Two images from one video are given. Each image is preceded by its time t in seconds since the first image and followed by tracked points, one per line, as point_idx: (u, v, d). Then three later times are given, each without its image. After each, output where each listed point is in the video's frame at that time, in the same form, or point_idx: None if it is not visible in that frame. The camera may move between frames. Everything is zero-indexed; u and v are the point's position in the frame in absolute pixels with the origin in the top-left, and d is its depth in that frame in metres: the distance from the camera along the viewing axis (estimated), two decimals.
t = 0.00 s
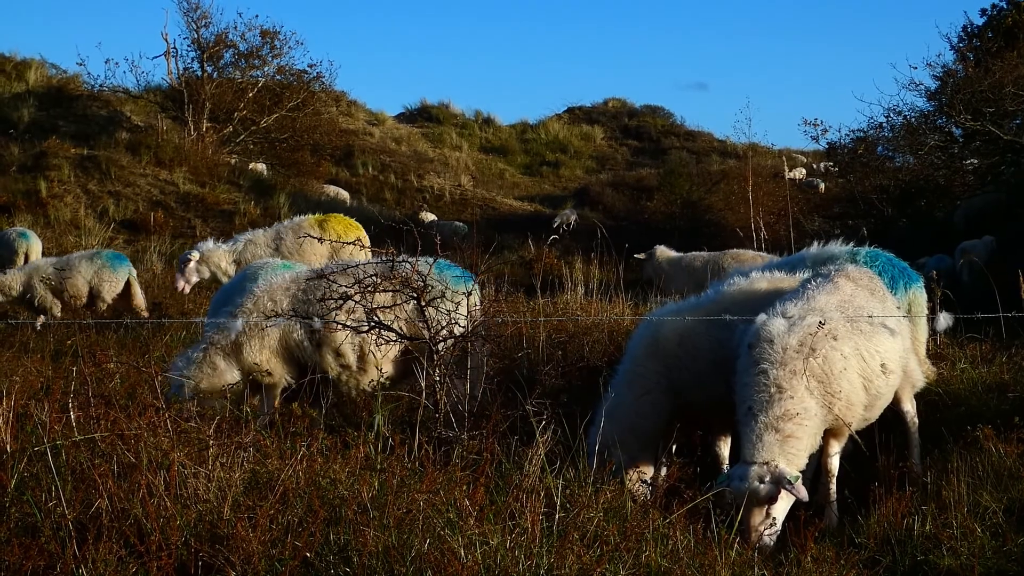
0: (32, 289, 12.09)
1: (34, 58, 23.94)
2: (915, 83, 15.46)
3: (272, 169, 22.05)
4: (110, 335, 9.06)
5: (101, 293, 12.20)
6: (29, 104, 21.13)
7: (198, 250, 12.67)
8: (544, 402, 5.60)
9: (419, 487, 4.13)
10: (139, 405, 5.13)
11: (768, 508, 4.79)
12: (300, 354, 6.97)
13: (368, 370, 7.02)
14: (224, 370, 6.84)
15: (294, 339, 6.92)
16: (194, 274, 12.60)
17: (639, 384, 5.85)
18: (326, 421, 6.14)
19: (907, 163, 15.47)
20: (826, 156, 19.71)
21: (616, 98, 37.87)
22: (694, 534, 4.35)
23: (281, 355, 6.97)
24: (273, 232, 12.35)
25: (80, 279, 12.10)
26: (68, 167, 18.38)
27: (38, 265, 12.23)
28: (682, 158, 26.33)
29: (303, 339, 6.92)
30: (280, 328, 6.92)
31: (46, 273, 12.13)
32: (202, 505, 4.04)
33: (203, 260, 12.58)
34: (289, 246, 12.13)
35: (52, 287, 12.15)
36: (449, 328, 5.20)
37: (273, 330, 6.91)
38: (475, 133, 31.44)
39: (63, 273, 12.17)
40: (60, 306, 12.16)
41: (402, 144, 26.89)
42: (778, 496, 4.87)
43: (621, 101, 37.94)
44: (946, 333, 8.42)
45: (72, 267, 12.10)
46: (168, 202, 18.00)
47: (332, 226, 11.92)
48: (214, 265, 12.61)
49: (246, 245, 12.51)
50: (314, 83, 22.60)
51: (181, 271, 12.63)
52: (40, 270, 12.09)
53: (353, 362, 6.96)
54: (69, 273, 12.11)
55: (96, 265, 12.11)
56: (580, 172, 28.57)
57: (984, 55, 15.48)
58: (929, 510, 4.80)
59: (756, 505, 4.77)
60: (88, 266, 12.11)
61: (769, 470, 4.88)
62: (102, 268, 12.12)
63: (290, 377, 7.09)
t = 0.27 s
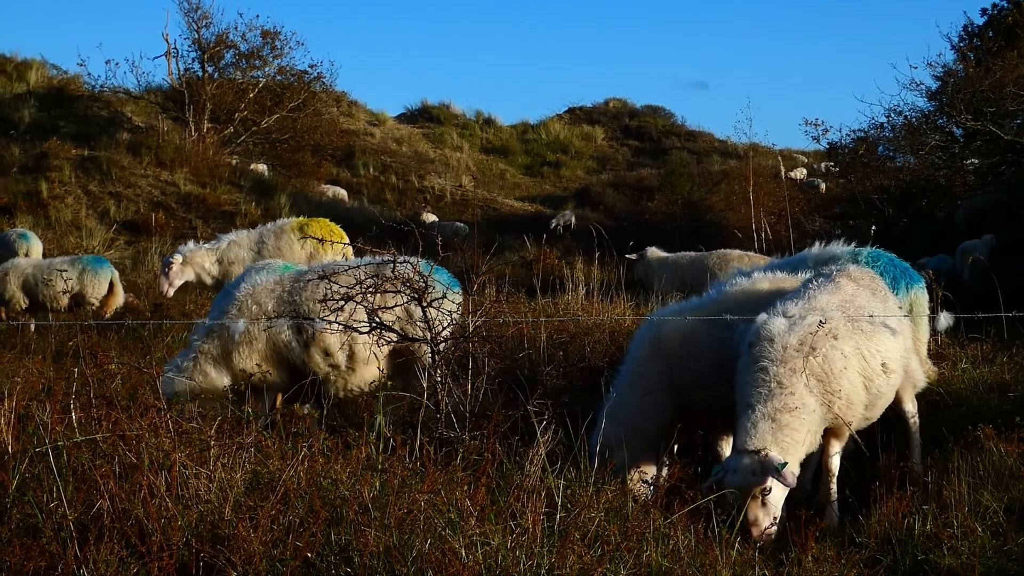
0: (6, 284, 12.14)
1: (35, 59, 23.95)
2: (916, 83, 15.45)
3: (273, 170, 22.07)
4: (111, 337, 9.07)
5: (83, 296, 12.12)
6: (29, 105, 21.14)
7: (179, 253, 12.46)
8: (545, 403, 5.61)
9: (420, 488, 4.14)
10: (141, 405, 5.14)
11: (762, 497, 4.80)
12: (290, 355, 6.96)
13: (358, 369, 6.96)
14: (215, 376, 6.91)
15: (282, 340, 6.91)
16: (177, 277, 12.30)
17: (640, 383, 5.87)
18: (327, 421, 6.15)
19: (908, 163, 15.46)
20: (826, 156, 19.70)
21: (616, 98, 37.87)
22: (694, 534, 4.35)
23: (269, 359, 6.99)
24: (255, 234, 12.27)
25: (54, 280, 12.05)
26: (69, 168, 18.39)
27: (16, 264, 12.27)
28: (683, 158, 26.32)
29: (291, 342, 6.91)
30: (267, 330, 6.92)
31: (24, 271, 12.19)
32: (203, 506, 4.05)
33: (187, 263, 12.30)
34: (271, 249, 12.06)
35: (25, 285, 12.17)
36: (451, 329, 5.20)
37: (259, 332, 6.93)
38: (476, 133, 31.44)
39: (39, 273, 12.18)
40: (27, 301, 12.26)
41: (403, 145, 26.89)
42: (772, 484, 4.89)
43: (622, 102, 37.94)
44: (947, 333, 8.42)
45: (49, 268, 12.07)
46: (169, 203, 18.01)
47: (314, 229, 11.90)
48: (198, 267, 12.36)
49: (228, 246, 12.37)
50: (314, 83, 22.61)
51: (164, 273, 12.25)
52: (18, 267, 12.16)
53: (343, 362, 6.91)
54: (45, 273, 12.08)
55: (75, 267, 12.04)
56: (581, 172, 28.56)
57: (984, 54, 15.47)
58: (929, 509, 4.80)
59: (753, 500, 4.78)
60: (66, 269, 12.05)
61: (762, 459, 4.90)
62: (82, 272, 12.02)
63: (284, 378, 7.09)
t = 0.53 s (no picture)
0: None
1: (35, 58, 23.95)
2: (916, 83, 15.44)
3: (273, 169, 22.08)
4: (111, 338, 9.07)
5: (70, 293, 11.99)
6: (30, 105, 21.14)
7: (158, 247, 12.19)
8: (545, 404, 5.61)
9: (420, 488, 4.14)
10: (141, 405, 5.14)
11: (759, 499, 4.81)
12: (283, 357, 6.93)
13: (350, 370, 6.94)
14: (210, 380, 6.89)
15: (273, 341, 6.87)
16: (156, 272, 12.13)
17: (642, 384, 5.87)
18: (327, 421, 6.15)
19: (908, 163, 15.45)
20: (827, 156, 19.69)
21: (617, 98, 37.86)
22: (694, 534, 4.36)
23: (264, 361, 6.95)
24: (238, 234, 11.98)
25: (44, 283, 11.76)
26: (69, 167, 18.38)
27: None
28: (683, 158, 26.31)
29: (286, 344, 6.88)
30: (261, 332, 6.88)
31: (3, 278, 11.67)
32: (204, 506, 4.05)
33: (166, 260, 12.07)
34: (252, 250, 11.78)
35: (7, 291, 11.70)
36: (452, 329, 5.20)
37: (252, 335, 6.89)
38: (477, 133, 31.44)
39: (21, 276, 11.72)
40: (8, 307, 11.79)
41: (403, 144, 26.88)
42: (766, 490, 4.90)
43: (622, 101, 37.93)
44: (947, 334, 8.41)
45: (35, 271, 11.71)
46: (170, 203, 18.02)
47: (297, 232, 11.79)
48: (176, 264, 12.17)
49: (209, 242, 12.05)
50: (315, 83, 22.60)
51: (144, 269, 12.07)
52: None
53: (336, 363, 6.89)
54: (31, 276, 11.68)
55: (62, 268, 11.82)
56: (581, 172, 28.56)
57: (985, 55, 15.46)
58: (929, 510, 4.80)
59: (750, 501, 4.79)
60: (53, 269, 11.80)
61: (759, 462, 4.91)
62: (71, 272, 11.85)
63: (280, 378, 7.07)
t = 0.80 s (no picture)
0: None
1: (36, 59, 23.96)
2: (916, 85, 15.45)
3: (273, 171, 22.10)
4: (111, 339, 9.08)
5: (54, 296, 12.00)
6: (30, 105, 21.16)
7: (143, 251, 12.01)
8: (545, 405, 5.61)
9: (419, 488, 4.15)
10: (141, 405, 5.15)
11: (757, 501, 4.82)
12: (279, 359, 6.94)
13: (347, 372, 6.95)
14: (207, 381, 6.89)
15: (271, 344, 6.88)
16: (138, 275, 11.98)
17: (643, 385, 5.87)
18: (326, 422, 6.16)
19: (908, 166, 15.46)
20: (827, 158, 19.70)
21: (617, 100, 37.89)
22: (693, 535, 4.36)
23: (262, 362, 6.95)
24: (218, 241, 12.09)
25: (27, 285, 11.92)
26: (69, 168, 18.38)
27: None
28: (683, 160, 26.33)
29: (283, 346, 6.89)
30: (258, 334, 6.89)
31: None
32: (203, 506, 4.05)
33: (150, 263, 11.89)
34: (237, 256, 11.93)
35: None
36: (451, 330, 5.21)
37: (249, 336, 6.89)
38: (477, 134, 31.45)
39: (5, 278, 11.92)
40: None
41: (403, 146, 26.90)
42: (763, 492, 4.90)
43: (622, 103, 37.96)
44: (947, 336, 8.41)
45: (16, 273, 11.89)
46: (169, 204, 18.03)
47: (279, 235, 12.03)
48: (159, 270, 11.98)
49: (189, 252, 12.05)
50: (315, 84, 22.61)
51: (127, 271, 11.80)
52: None
53: (332, 365, 6.90)
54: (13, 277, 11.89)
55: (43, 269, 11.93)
56: (581, 174, 28.58)
57: (985, 57, 15.45)
58: (928, 511, 4.80)
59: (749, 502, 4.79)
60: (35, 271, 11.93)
61: (757, 465, 4.91)
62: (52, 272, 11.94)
63: (277, 380, 7.07)
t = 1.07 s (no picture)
0: None
1: (36, 59, 23.97)
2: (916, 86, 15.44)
3: (274, 171, 22.12)
4: (112, 340, 9.09)
5: (35, 298, 11.98)
6: (31, 106, 21.16)
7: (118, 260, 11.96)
8: (546, 407, 5.61)
9: (420, 490, 4.15)
10: (141, 406, 5.16)
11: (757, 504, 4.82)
12: (281, 361, 6.94)
13: (348, 374, 6.96)
14: (208, 383, 6.88)
15: (272, 346, 6.89)
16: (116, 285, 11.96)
17: (643, 386, 5.88)
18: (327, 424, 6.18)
19: (908, 167, 15.49)
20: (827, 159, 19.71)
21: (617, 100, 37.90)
22: (693, 537, 4.36)
23: (263, 364, 6.95)
24: (197, 245, 11.97)
25: (10, 288, 11.90)
26: (70, 169, 18.38)
27: None
28: (682, 161, 26.33)
29: (285, 347, 6.90)
30: (260, 336, 6.90)
31: None
32: (203, 508, 4.05)
33: (126, 271, 11.90)
34: (218, 261, 11.85)
35: None
36: (452, 331, 5.22)
37: (250, 338, 6.90)
38: (477, 135, 31.46)
39: None
40: None
41: (404, 147, 26.90)
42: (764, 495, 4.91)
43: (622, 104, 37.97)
44: (947, 337, 8.42)
45: None
46: (170, 204, 18.03)
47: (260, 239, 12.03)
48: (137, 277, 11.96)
49: (168, 257, 11.95)
50: (315, 85, 22.61)
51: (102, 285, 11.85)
52: None
53: (333, 367, 6.92)
54: None
55: (27, 271, 11.93)
56: (581, 175, 28.58)
57: (985, 58, 15.45)
58: (928, 513, 4.80)
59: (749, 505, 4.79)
60: (18, 274, 11.90)
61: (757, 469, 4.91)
62: (35, 275, 11.94)
63: (277, 381, 7.07)
